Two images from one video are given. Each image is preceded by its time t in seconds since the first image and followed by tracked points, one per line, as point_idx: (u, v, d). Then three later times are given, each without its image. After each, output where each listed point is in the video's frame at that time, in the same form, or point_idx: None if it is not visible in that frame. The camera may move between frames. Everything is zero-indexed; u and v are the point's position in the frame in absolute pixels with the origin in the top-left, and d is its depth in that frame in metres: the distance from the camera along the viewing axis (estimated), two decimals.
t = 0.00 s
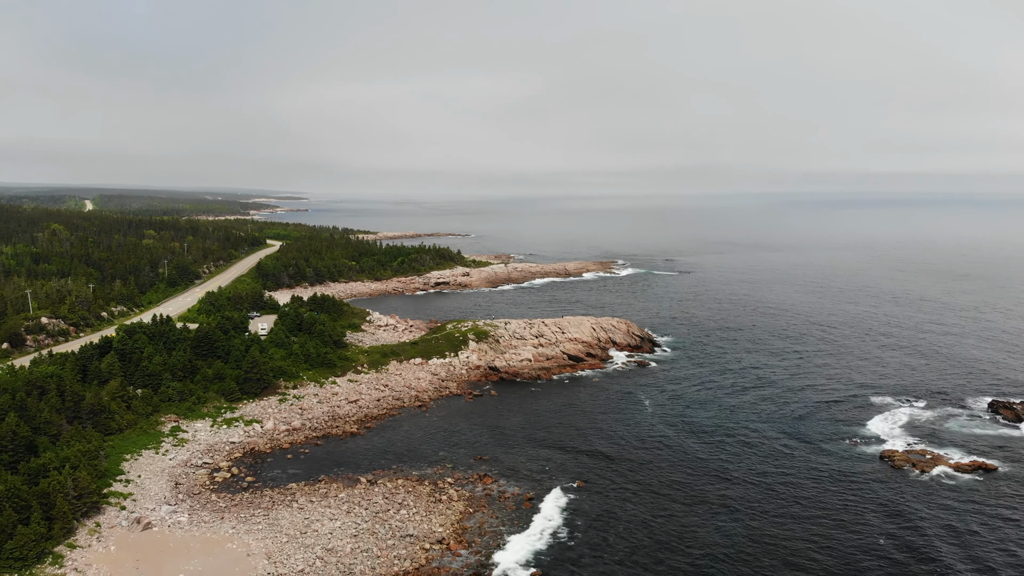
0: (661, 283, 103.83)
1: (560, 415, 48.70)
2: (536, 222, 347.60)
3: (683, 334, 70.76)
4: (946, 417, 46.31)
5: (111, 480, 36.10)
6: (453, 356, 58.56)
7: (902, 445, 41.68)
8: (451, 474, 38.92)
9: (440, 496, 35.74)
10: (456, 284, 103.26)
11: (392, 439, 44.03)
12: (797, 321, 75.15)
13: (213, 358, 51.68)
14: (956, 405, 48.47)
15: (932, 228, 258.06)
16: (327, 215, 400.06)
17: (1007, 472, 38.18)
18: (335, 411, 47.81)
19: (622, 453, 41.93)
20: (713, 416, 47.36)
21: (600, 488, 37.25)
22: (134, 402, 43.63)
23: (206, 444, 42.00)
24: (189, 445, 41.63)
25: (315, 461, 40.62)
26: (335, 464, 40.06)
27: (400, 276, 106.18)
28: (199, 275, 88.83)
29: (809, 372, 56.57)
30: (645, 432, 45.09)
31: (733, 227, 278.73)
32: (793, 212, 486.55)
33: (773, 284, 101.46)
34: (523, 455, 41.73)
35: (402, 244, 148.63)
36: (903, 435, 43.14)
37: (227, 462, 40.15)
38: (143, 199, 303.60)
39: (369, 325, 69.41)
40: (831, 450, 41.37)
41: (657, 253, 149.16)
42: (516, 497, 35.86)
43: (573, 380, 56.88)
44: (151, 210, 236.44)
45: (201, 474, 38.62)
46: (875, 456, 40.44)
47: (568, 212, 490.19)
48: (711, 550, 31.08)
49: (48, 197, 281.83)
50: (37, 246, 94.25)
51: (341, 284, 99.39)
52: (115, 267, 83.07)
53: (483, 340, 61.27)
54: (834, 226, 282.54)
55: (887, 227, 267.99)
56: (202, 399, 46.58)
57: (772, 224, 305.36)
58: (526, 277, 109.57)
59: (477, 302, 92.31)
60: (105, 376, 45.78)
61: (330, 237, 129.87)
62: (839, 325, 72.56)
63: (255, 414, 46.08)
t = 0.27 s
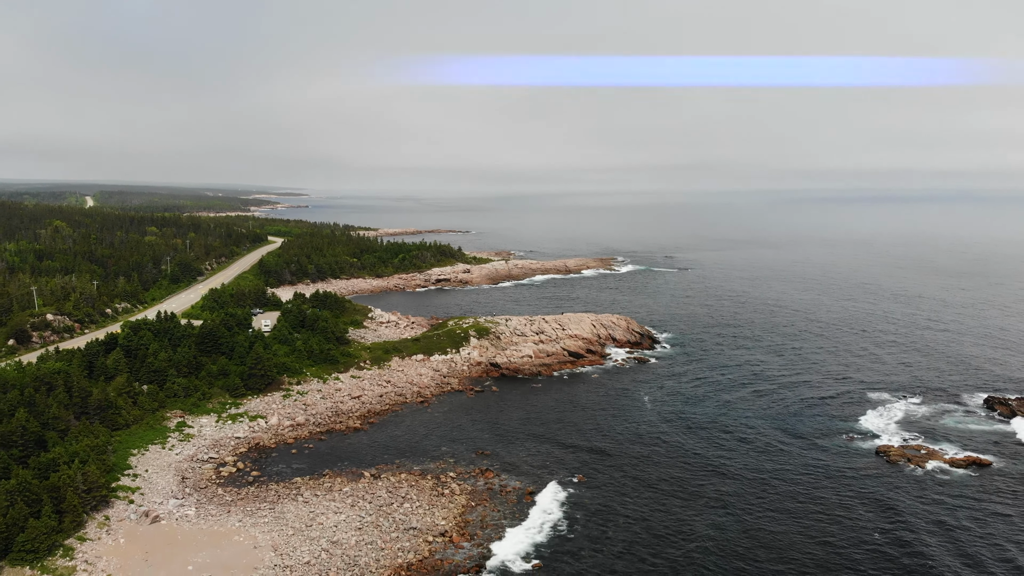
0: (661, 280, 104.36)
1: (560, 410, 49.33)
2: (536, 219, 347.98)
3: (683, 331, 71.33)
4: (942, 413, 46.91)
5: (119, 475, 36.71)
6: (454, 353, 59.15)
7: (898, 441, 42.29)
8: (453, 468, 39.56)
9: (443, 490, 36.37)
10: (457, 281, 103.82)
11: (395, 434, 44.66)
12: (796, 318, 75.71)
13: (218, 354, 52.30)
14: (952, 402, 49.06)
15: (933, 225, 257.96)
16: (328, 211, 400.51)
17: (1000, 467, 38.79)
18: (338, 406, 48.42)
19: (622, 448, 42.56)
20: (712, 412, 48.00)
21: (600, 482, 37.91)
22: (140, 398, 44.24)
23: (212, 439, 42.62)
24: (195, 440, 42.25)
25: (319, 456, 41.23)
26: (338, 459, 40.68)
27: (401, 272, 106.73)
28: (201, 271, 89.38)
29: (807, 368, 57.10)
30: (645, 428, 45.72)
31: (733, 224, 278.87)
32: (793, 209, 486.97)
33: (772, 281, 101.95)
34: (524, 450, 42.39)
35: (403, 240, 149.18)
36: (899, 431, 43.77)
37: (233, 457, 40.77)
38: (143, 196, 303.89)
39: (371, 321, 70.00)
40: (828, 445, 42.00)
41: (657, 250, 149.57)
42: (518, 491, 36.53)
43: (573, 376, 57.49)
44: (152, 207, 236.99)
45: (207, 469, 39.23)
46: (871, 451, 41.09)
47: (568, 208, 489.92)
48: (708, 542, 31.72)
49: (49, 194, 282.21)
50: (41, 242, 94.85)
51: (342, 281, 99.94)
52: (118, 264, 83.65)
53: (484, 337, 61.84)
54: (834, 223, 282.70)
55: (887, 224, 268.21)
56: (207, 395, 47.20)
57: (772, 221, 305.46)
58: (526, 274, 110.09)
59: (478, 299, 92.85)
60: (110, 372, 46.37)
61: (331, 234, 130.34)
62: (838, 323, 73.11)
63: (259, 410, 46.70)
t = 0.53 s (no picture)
0: (661, 276, 104.88)
1: (561, 406, 49.97)
2: (537, 215, 348.07)
3: (682, 327, 71.92)
4: (937, 409, 47.54)
5: (127, 469, 37.34)
6: (455, 349, 59.72)
7: (894, 436, 42.88)
8: (456, 463, 40.21)
9: (445, 484, 37.01)
10: (457, 277, 104.33)
11: (398, 429, 45.29)
12: (794, 315, 76.27)
13: (222, 350, 52.90)
14: (948, 398, 49.63)
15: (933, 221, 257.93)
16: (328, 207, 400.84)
17: (995, 462, 39.36)
18: (341, 402, 49.05)
19: (622, 443, 43.20)
20: (710, 408, 48.63)
21: (600, 477, 38.56)
22: (146, 393, 44.84)
23: (217, 434, 43.23)
24: (200, 435, 42.86)
25: (323, 450, 41.86)
26: (342, 453, 41.31)
27: (402, 269, 107.22)
28: (204, 268, 89.88)
29: (805, 365, 57.72)
30: (644, 423, 46.35)
31: (733, 220, 278.93)
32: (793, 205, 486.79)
33: (772, 277, 102.47)
34: (525, 445, 43.02)
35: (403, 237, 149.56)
36: (895, 427, 44.39)
37: (238, 452, 41.39)
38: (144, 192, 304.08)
39: (373, 318, 70.57)
40: (824, 441, 42.65)
41: (657, 246, 149.93)
42: (519, 486, 37.19)
43: (574, 372, 58.10)
44: (152, 203, 237.11)
45: (213, 463, 39.84)
46: (867, 447, 41.73)
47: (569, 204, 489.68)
48: (705, 536, 32.31)
49: (50, 190, 282.54)
50: (44, 239, 95.33)
51: (344, 277, 100.47)
52: (121, 261, 84.17)
53: (485, 334, 62.38)
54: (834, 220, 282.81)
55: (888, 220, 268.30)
56: (212, 391, 47.83)
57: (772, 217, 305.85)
58: (527, 270, 110.60)
59: (479, 296, 93.38)
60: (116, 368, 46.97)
61: (332, 230, 130.78)
62: (837, 319, 73.67)
63: (263, 405, 47.32)
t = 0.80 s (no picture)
0: (661, 273, 105.41)
1: (561, 401, 50.62)
2: (537, 211, 348.20)
3: (682, 324, 72.51)
4: (933, 404, 48.19)
5: (135, 463, 37.96)
6: (457, 345, 60.32)
7: (890, 432, 43.50)
8: (458, 457, 40.87)
9: (448, 478, 37.68)
10: (458, 274, 104.85)
11: (401, 424, 45.93)
12: (793, 311, 76.84)
13: (226, 346, 53.53)
14: (944, 394, 50.25)
15: (933, 218, 258.30)
16: (329, 203, 400.74)
17: (989, 457, 39.98)
18: (344, 397, 49.69)
19: (621, 438, 43.86)
20: (709, 404, 49.27)
21: (600, 471, 39.23)
22: (152, 389, 45.46)
23: (222, 429, 43.85)
24: (205, 430, 43.47)
25: (327, 445, 42.50)
26: (346, 448, 41.95)
27: (403, 266, 107.75)
28: (206, 265, 90.41)
29: (804, 361, 58.33)
30: (644, 418, 47.00)
31: (733, 216, 279.06)
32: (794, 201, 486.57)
33: (771, 274, 102.99)
34: (526, 440, 43.68)
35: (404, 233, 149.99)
36: (891, 422, 45.04)
37: (243, 447, 42.01)
38: (144, 188, 304.39)
39: (375, 314, 71.16)
40: (821, 436, 43.31)
41: (657, 243, 150.36)
42: (520, 479, 37.87)
43: (574, 368, 58.73)
44: (153, 199, 237.45)
45: (218, 458, 40.45)
46: (863, 441, 42.40)
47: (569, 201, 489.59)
48: (703, 528, 33.00)
49: (51, 186, 282.78)
50: (47, 236, 95.87)
51: (345, 274, 101.03)
52: (124, 257, 84.71)
53: (486, 330, 63.00)
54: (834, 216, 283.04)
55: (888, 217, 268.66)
56: (217, 386, 48.46)
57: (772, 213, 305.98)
58: (527, 267, 111.12)
59: (480, 292, 93.93)
60: (122, 364, 47.56)
61: (333, 227, 131.24)
62: (835, 316, 74.23)
63: (267, 401, 47.94)
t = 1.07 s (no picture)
0: (661, 269, 105.94)
1: (562, 397, 51.24)
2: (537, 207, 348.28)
3: (681, 320, 73.09)
4: (929, 400, 48.79)
5: (142, 458, 38.58)
6: (458, 342, 60.93)
7: (886, 427, 44.15)
8: (460, 452, 41.53)
9: (450, 472, 38.35)
10: (459, 270, 105.40)
11: (403, 419, 46.57)
12: (792, 308, 77.41)
13: (230, 342, 54.16)
14: (940, 390, 50.87)
15: (934, 214, 258.73)
16: (329, 199, 401.07)
17: (983, 452, 40.63)
18: (347, 393, 50.34)
19: (621, 433, 44.50)
20: (708, 400, 49.91)
21: (600, 465, 39.89)
22: (157, 385, 46.08)
23: (227, 424, 44.47)
24: (211, 425, 44.10)
25: (331, 440, 43.15)
26: (349, 443, 42.60)
27: (404, 262, 108.28)
28: (209, 261, 90.98)
29: (802, 357, 58.94)
30: (643, 414, 47.64)
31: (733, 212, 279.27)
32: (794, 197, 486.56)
33: (771, 271, 103.50)
34: (527, 434, 44.34)
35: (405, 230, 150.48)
36: (887, 417, 45.66)
37: (248, 441, 42.66)
38: (145, 184, 304.87)
39: (377, 311, 71.77)
40: (818, 431, 43.95)
41: (658, 239, 150.87)
42: (521, 474, 38.55)
43: (574, 364, 59.34)
44: (154, 196, 237.85)
45: (224, 452, 41.08)
46: (859, 437, 43.04)
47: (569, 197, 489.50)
48: (701, 521, 33.66)
49: (52, 182, 283.15)
50: (50, 233, 96.36)
51: (347, 270, 101.58)
52: (127, 254, 85.23)
53: (487, 326, 63.59)
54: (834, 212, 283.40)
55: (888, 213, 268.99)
56: (222, 382, 49.10)
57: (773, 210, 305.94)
58: (527, 264, 111.65)
59: (481, 289, 94.51)
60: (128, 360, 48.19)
61: (334, 224, 131.72)
62: (834, 313, 74.79)
63: (272, 396, 48.58)
